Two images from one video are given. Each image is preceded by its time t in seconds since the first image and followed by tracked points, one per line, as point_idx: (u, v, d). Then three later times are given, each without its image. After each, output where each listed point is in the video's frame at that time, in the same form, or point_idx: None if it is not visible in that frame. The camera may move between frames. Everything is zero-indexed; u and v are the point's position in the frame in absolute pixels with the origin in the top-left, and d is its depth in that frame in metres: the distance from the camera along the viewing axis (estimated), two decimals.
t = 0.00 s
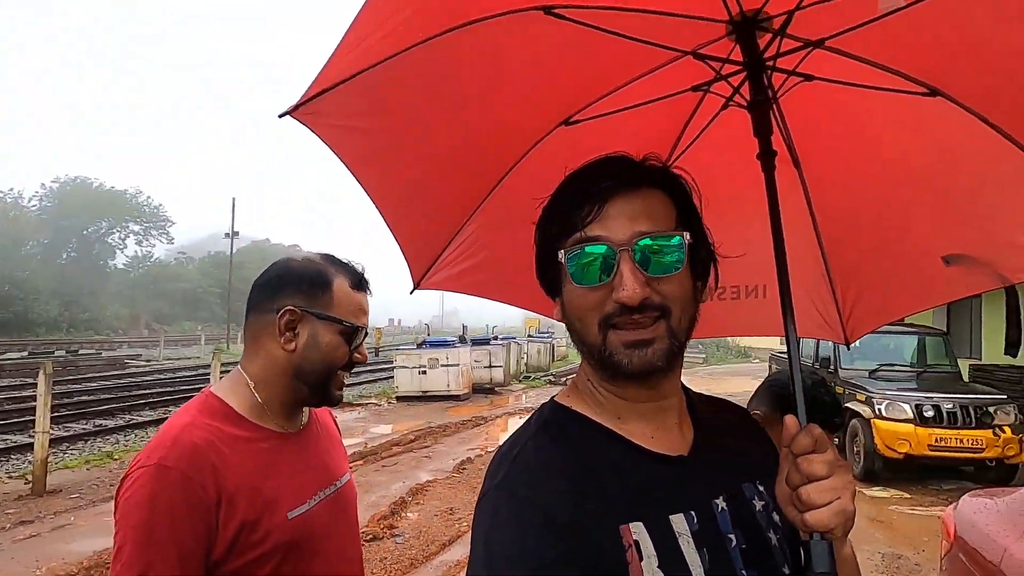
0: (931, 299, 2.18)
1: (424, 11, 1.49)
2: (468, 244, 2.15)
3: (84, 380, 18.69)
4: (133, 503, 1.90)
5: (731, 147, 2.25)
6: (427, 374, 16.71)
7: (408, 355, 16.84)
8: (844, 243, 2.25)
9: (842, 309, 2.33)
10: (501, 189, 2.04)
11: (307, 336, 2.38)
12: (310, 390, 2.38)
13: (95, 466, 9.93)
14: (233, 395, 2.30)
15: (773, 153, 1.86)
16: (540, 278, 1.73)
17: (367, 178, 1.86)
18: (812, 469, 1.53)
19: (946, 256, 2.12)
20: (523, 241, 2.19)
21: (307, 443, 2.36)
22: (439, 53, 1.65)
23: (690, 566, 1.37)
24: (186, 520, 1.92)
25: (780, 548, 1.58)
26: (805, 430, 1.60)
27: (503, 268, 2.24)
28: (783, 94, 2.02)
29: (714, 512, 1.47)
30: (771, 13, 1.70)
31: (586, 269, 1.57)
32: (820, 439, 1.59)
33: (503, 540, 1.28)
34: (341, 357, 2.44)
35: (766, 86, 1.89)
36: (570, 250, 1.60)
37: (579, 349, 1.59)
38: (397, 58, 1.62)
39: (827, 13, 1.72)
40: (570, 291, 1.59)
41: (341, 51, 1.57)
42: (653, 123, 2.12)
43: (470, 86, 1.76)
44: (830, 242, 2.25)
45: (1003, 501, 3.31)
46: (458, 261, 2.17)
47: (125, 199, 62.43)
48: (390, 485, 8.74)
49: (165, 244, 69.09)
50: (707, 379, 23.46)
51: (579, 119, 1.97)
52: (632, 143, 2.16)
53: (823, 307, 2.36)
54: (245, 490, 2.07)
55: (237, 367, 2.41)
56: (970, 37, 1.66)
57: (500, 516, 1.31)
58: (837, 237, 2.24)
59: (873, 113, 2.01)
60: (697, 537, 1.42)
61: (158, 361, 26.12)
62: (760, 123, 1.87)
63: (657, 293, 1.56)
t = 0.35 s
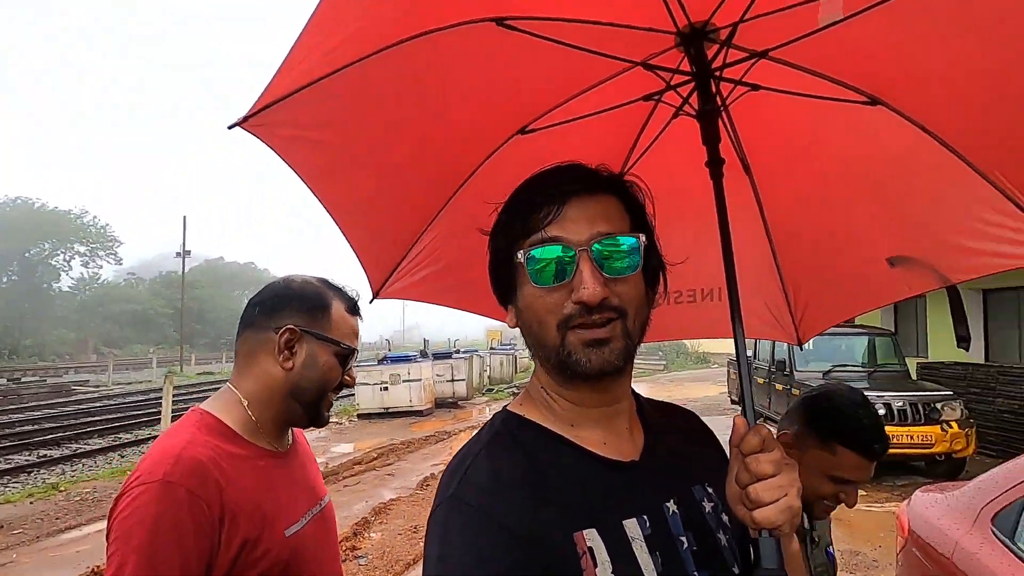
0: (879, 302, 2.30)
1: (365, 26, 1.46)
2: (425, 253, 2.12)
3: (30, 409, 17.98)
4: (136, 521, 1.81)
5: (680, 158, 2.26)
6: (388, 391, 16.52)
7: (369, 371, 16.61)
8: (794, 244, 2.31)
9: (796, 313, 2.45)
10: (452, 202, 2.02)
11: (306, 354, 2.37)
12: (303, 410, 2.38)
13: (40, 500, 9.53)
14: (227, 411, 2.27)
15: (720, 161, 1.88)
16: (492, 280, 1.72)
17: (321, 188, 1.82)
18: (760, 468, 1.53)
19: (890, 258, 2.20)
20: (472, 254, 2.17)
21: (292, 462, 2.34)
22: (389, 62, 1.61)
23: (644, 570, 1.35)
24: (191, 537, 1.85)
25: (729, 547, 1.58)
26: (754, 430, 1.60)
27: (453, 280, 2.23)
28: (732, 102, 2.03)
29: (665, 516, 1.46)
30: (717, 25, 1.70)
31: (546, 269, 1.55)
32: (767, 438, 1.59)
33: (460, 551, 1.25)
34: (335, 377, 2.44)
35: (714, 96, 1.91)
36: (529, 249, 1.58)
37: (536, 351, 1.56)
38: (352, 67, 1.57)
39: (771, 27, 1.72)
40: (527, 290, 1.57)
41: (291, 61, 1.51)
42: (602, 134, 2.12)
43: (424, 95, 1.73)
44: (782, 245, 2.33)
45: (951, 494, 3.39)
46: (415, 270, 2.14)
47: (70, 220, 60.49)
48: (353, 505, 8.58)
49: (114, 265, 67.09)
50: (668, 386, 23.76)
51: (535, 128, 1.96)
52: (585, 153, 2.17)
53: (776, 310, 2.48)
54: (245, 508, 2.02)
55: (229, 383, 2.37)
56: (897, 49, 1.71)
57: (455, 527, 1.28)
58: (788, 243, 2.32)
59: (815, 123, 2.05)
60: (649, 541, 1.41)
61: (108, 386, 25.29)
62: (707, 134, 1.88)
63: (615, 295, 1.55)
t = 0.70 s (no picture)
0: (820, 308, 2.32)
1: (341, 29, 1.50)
2: (384, 259, 2.05)
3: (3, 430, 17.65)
4: (224, 501, 2.10)
5: (648, 164, 2.29)
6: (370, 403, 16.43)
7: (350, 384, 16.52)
8: (748, 258, 2.32)
9: (747, 318, 2.41)
10: (419, 213, 2.01)
11: (368, 376, 2.70)
12: (353, 422, 2.71)
13: (14, 523, 9.36)
14: (294, 412, 2.57)
15: (685, 168, 1.92)
16: (468, 285, 1.72)
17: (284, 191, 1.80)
18: (734, 468, 1.56)
19: (836, 264, 2.24)
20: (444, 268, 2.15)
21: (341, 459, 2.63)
22: (354, 66, 1.63)
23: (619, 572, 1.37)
24: (267, 518, 2.14)
25: (700, 548, 1.60)
26: (726, 430, 1.62)
27: (426, 293, 2.18)
28: (690, 113, 2.07)
29: (638, 518, 1.48)
30: (679, 36, 1.73)
31: (527, 277, 1.55)
32: (740, 438, 1.61)
33: (435, 557, 1.23)
34: (384, 399, 2.77)
35: (677, 104, 1.95)
36: (510, 258, 1.58)
37: (514, 358, 1.57)
38: (321, 67, 1.59)
39: (730, 40, 1.77)
40: (506, 297, 1.57)
41: (260, 60, 1.53)
42: (569, 141, 2.13)
43: (391, 99, 1.75)
44: (735, 251, 2.33)
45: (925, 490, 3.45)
46: (373, 278, 2.06)
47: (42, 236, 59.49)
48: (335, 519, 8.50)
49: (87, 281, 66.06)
50: (650, 391, 23.88)
51: (498, 134, 1.96)
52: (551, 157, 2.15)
53: (729, 316, 2.45)
54: (311, 494, 2.31)
55: (296, 386, 2.68)
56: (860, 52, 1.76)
57: (431, 532, 1.27)
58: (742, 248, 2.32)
59: (774, 131, 2.09)
60: (624, 542, 1.42)
61: (83, 404, 24.88)
62: (672, 142, 1.93)
63: (593, 303, 1.56)
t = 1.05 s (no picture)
0: (786, 316, 2.31)
1: (319, 26, 1.52)
2: (355, 260, 2.03)
3: None
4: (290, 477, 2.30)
5: (630, 167, 2.28)
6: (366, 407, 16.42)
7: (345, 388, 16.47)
8: (725, 265, 2.32)
9: (717, 322, 2.41)
10: (393, 217, 2.01)
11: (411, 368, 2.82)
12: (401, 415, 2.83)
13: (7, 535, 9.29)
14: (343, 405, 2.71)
15: (665, 173, 1.92)
16: (450, 290, 1.72)
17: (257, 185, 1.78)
18: (714, 474, 1.55)
19: (804, 271, 2.23)
20: (424, 275, 2.14)
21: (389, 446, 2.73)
22: (329, 60, 1.63)
23: None
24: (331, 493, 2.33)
25: (679, 553, 1.60)
26: (707, 435, 1.59)
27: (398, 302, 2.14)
28: (669, 119, 2.07)
29: (617, 524, 1.48)
30: (659, 42, 1.73)
31: (514, 280, 1.55)
32: (721, 442, 1.58)
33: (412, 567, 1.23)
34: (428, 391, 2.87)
35: (656, 110, 1.95)
36: (496, 260, 1.58)
37: (499, 363, 1.56)
38: (296, 60, 1.59)
39: (709, 46, 1.78)
40: (492, 301, 1.57)
41: (234, 52, 1.52)
42: (548, 144, 2.13)
43: (368, 97, 1.75)
44: (705, 256, 2.32)
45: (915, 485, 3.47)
46: (342, 279, 2.04)
47: (35, 244, 59.18)
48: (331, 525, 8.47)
49: (80, 289, 65.76)
50: (646, 390, 23.91)
51: (476, 133, 1.96)
52: (529, 159, 2.14)
53: (700, 320, 2.44)
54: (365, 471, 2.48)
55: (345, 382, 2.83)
56: (836, 54, 1.77)
57: (409, 541, 1.26)
58: (711, 253, 2.31)
59: (752, 135, 2.09)
60: (604, 549, 1.42)
61: (77, 413, 24.73)
62: (652, 146, 1.93)
63: (578, 308, 1.56)
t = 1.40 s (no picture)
0: (790, 314, 2.33)
1: (317, 34, 1.51)
2: (354, 266, 2.04)
3: None
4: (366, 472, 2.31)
5: (626, 171, 2.28)
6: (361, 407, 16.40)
7: (339, 388, 16.45)
8: (719, 268, 2.33)
9: (713, 323, 2.42)
10: (391, 222, 2.00)
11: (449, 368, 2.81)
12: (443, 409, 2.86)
13: None
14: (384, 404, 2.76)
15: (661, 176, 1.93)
16: (442, 291, 1.72)
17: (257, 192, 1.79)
18: (714, 471, 1.56)
19: (801, 273, 2.25)
20: (421, 277, 2.15)
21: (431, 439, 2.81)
22: (329, 67, 1.62)
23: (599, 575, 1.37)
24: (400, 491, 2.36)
25: (678, 552, 1.61)
26: (706, 433, 1.61)
27: (396, 302, 2.15)
28: (664, 123, 2.07)
29: (617, 523, 1.49)
30: (653, 47, 1.74)
31: (499, 268, 1.56)
32: (719, 440, 1.60)
33: (413, 566, 1.23)
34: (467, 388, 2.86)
35: (651, 114, 1.96)
36: (481, 251, 1.59)
37: (492, 356, 1.56)
38: (297, 68, 1.59)
39: (703, 51, 1.79)
40: (480, 293, 1.57)
41: (239, 59, 1.52)
42: (544, 149, 2.13)
43: (367, 103, 1.75)
44: (700, 259, 2.32)
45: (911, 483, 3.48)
46: (343, 284, 2.05)
47: (26, 244, 58.82)
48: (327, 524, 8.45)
49: (72, 289, 65.45)
50: (641, 388, 23.95)
51: (473, 140, 1.95)
52: (525, 162, 2.14)
53: (697, 322, 2.45)
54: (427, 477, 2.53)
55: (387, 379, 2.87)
56: (831, 58, 1.77)
57: (410, 541, 1.27)
58: (706, 256, 2.31)
59: (747, 140, 2.09)
60: (604, 547, 1.43)
61: (69, 414, 24.61)
62: (648, 149, 1.94)
63: (566, 292, 1.56)
